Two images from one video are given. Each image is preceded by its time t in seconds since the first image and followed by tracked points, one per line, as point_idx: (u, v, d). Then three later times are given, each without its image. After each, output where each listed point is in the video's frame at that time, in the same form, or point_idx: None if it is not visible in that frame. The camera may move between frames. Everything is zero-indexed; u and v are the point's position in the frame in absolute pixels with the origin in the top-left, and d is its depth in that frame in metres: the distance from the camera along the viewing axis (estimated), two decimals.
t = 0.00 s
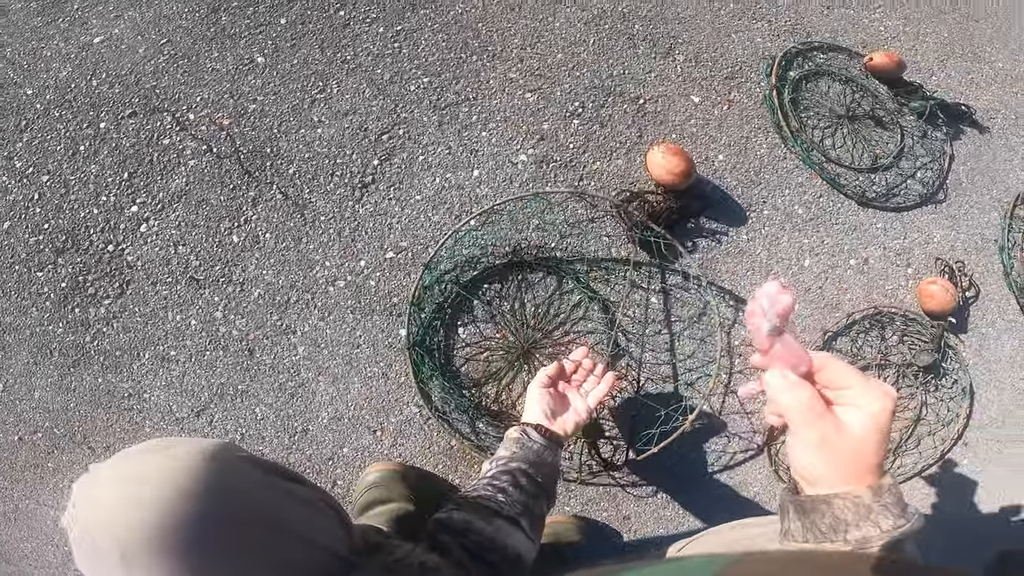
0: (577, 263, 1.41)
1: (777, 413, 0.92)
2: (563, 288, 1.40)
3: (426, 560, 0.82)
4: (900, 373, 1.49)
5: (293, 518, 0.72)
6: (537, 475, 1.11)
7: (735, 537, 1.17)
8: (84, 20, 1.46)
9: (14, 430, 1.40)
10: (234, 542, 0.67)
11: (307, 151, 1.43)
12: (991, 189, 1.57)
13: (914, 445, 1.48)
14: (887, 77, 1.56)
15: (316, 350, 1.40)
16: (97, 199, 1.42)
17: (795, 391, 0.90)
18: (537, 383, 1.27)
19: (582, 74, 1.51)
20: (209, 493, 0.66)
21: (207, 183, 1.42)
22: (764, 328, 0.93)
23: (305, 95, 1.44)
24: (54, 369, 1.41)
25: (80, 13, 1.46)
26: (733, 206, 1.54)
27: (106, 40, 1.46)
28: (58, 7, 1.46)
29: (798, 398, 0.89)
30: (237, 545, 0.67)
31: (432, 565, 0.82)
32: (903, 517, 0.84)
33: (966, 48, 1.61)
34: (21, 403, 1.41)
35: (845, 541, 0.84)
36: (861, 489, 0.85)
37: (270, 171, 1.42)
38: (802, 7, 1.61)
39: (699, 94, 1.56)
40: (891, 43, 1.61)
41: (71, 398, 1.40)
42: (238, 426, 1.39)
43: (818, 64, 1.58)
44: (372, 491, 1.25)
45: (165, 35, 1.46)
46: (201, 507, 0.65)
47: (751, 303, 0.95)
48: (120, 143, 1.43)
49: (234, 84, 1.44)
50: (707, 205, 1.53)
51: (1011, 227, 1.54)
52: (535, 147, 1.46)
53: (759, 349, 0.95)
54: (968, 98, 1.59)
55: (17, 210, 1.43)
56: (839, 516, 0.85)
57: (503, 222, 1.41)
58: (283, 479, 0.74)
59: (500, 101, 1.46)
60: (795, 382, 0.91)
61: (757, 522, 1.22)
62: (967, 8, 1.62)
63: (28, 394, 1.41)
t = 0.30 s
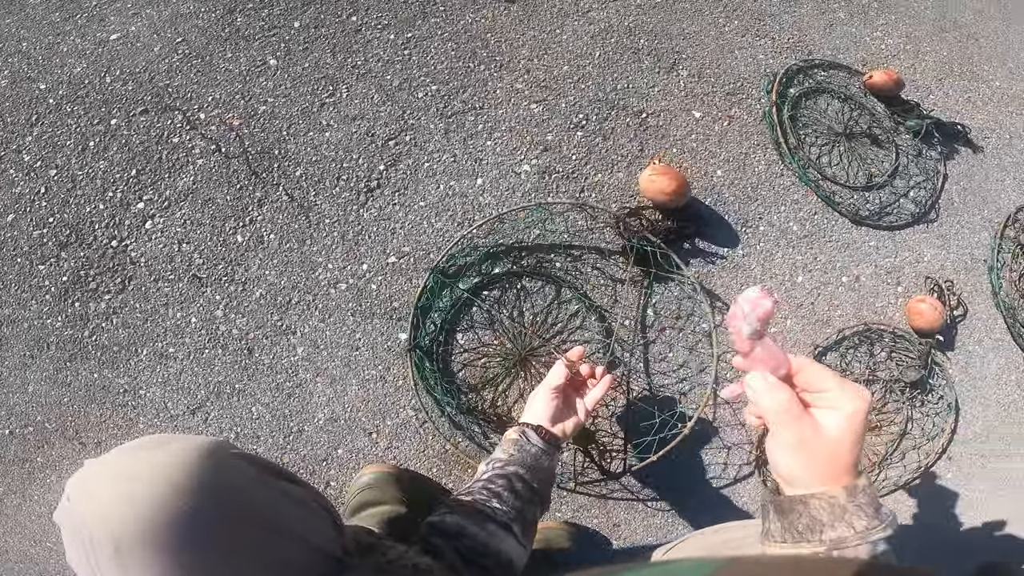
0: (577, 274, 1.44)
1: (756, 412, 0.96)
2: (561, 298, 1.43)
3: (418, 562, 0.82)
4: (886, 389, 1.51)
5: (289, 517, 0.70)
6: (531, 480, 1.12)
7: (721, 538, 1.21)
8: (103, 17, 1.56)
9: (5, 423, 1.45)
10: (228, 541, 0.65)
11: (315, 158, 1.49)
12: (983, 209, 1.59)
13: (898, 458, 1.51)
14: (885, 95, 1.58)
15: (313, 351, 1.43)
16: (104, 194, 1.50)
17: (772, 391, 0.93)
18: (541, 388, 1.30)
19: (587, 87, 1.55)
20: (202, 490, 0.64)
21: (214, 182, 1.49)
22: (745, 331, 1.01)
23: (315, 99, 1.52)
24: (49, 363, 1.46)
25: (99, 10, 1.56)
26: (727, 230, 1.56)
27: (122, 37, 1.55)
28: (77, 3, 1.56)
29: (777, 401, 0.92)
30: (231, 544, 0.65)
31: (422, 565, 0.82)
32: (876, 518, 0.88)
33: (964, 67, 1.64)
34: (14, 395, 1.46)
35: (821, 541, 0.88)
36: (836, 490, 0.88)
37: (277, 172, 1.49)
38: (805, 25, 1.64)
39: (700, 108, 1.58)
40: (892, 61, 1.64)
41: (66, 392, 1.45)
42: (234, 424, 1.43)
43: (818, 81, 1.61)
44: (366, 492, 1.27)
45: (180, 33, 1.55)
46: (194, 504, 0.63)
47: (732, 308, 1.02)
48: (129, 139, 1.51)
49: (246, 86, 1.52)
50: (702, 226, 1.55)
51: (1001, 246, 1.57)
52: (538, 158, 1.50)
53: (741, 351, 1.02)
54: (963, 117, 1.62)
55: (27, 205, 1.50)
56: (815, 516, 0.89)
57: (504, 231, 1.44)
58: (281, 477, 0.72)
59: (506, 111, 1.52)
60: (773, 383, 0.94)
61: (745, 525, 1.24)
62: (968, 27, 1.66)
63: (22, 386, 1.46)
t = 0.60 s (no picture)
0: (584, 282, 1.43)
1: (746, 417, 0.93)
2: (568, 305, 1.42)
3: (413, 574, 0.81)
4: (887, 405, 1.50)
5: (270, 531, 0.69)
6: (533, 492, 1.12)
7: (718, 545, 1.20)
8: (122, 10, 1.55)
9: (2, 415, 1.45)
10: (207, 556, 0.64)
11: (327, 157, 1.50)
12: (990, 227, 1.58)
13: (894, 474, 1.49)
14: (898, 109, 1.57)
15: (317, 351, 1.44)
16: (113, 188, 1.50)
17: (762, 395, 0.91)
18: (542, 394, 1.28)
19: (601, 94, 1.55)
20: (182, 504, 0.63)
21: (224, 179, 1.49)
22: (733, 338, 1.00)
23: (329, 98, 1.52)
24: (49, 356, 1.46)
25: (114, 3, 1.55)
26: (734, 241, 1.55)
27: (139, 31, 1.54)
28: None
29: (767, 406, 0.90)
30: (210, 558, 0.64)
31: None
32: (871, 521, 0.86)
33: (978, 82, 1.63)
34: (12, 387, 1.46)
35: (816, 546, 0.85)
36: (830, 493, 0.86)
37: (288, 170, 1.49)
38: (821, 37, 1.63)
39: (713, 119, 1.57)
40: (906, 75, 1.63)
41: (66, 385, 1.45)
42: (234, 422, 1.43)
43: (832, 94, 1.59)
44: (365, 494, 1.27)
45: (196, 27, 1.54)
46: (173, 519, 0.62)
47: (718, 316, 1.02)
48: (141, 133, 1.51)
49: (261, 83, 1.52)
50: (711, 238, 1.55)
51: (1006, 265, 1.55)
52: (549, 165, 1.50)
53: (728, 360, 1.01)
54: (975, 132, 1.61)
55: (33, 196, 1.50)
56: (811, 520, 0.86)
57: (513, 236, 1.44)
58: (265, 490, 0.71)
59: (519, 116, 1.52)
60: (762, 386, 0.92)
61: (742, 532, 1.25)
62: (983, 42, 1.64)
63: (20, 378, 1.46)
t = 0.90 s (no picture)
0: (591, 288, 1.42)
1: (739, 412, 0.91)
2: (574, 311, 1.41)
3: None
4: (891, 417, 1.48)
5: (265, 542, 0.67)
6: (532, 495, 1.10)
7: (717, 541, 1.15)
8: (138, 4, 1.54)
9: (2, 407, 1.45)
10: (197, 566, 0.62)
11: (336, 156, 1.49)
12: (1003, 241, 1.56)
13: (894, 485, 1.46)
14: (914, 120, 1.55)
15: (321, 351, 1.43)
16: (121, 182, 1.49)
17: (753, 390, 0.88)
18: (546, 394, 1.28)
19: (614, 99, 1.53)
20: (176, 512, 0.61)
21: (232, 175, 1.49)
22: (724, 333, 0.98)
23: (340, 96, 1.51)
24: (52, 348, 1.46)
25: None
26: (744, 250, 1.53)
27: (155, 24, 1.53)
28: None
29: (759, 401, 0.87)
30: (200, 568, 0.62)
31: None
32: (869, 513, 0.84)
33: (995, 94, 1.61)
34: (14, 379, 1.45)
35: (815, 539, 0.84)
36: (826, 487, 0.84)
37: (297, 168, 1.49)
38: (839, 46, 1.61)
39: (727, 127, 1.56)
40: (923, 85, 1.61)
41: (69, 378, 1.45)
42: (235, 420, 1.43)
43: (848, 103, 1.58)
44: (365, 497, 1.27)
45: (211, 22, 1.54)
46: (166, 526, 0.60)
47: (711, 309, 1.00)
48: (152, 127, 1.50)
49: (273, 80, 1.52)
50: (721, 247, 1.52)
51: (1015, 280, 1.54)
52: (560, 169, 1.49)
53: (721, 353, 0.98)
54: (990, 145, 1.59)
55: (40, 188, 1.50)
56: (808, 515, 0.85)
57: (521, 241, 1.43)
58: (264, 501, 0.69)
59: (530, 119, 1.51)
60: (753, 381, 0.89)
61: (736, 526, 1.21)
62: (1002, 52, 1.62)
63: (22, 371, 1.46)
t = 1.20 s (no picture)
0: (585, 292, 1.41)
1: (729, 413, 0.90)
2: (568, 315, 1.40)
3: None
4: (891, 420, 1.46)
5: (252, 545, 0.65)
6: (521, 497, 1.09)
7: (708, 541, 1.13)
8: (132, 8, 1.53)
9: None
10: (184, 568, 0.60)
11: (330, 159, 1.49)
12: (1003, 242, 1.54)
13: (895, 489, 1.45)
14: (913, 120, 1.54)
15: (315, 355, 1.42)
16: (115, 186, 1.49)
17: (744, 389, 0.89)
18: (539, 397, 1.27)
19: (609, 101, 1.52)
20: (160, 514, 0.60)
21: (226, 179, 1.48)
22: (713, 334, 0.99)
23: (333, 99, 1.50)
24: (48, 353, 1.45)
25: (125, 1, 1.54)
26: (740, 253, 1.52)
27: (150, 29, 1.53)
28: None
29: (749, 401, 0.87)
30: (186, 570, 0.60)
31: None
32: (860, 513, 0.83)
33: (994, 93, 1.60)
34: (10, 384, 1.45)
35: (808, 540, 0.81)
36: (818, 487, 0.82)
37: (290, 172, 1.48)
38: (836, 46, 1.60)
39: (723, 129, 1.55)
40: (922, 85, 1.60)
41: (64, 383, 1.44)
42: (229, 424, 1.42)
43: (845, 104, 1.56)
44: (359, 500, 1.26)
45: (205, 27, 1.53)
46: (150, 528, 0.59)
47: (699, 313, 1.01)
48: (145, 132, 1.50)
49: (266, 84, 1.51)
50: (717, 249, 1.51)
51: (1017, 282, 1.52)
52: (554, 172, 1.48)
53: (711, 356, 1.00)
54: (990, 145, 1.58)
55: (36, 193, 1.49)
56: (801, 515, 0.82)
57: (514, 245, 1.42)
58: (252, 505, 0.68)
59: (525, 122, 1.50)
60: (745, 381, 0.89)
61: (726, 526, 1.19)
62: (1003, 51, 1.61)
63: (17, 376, 1.45)
